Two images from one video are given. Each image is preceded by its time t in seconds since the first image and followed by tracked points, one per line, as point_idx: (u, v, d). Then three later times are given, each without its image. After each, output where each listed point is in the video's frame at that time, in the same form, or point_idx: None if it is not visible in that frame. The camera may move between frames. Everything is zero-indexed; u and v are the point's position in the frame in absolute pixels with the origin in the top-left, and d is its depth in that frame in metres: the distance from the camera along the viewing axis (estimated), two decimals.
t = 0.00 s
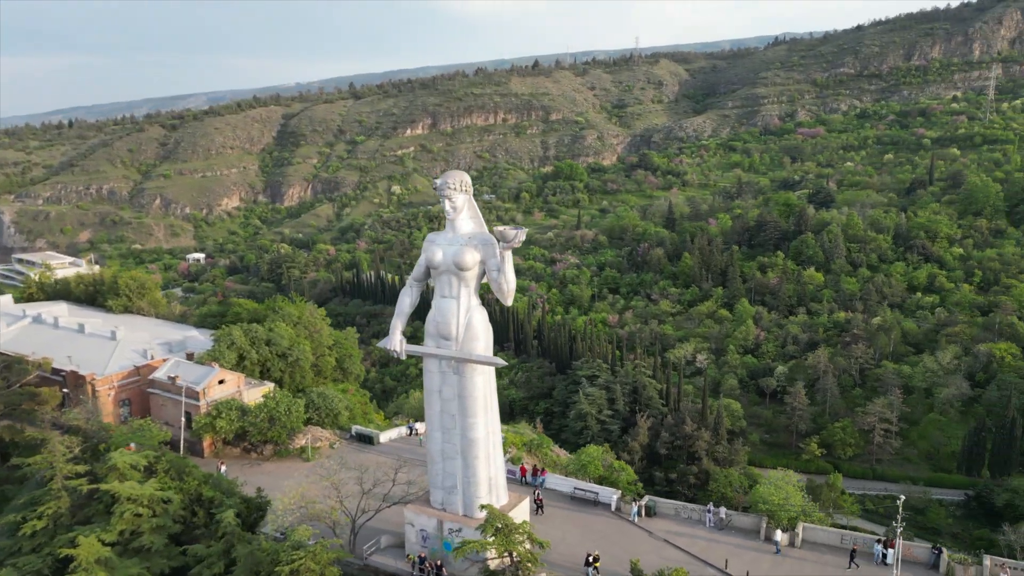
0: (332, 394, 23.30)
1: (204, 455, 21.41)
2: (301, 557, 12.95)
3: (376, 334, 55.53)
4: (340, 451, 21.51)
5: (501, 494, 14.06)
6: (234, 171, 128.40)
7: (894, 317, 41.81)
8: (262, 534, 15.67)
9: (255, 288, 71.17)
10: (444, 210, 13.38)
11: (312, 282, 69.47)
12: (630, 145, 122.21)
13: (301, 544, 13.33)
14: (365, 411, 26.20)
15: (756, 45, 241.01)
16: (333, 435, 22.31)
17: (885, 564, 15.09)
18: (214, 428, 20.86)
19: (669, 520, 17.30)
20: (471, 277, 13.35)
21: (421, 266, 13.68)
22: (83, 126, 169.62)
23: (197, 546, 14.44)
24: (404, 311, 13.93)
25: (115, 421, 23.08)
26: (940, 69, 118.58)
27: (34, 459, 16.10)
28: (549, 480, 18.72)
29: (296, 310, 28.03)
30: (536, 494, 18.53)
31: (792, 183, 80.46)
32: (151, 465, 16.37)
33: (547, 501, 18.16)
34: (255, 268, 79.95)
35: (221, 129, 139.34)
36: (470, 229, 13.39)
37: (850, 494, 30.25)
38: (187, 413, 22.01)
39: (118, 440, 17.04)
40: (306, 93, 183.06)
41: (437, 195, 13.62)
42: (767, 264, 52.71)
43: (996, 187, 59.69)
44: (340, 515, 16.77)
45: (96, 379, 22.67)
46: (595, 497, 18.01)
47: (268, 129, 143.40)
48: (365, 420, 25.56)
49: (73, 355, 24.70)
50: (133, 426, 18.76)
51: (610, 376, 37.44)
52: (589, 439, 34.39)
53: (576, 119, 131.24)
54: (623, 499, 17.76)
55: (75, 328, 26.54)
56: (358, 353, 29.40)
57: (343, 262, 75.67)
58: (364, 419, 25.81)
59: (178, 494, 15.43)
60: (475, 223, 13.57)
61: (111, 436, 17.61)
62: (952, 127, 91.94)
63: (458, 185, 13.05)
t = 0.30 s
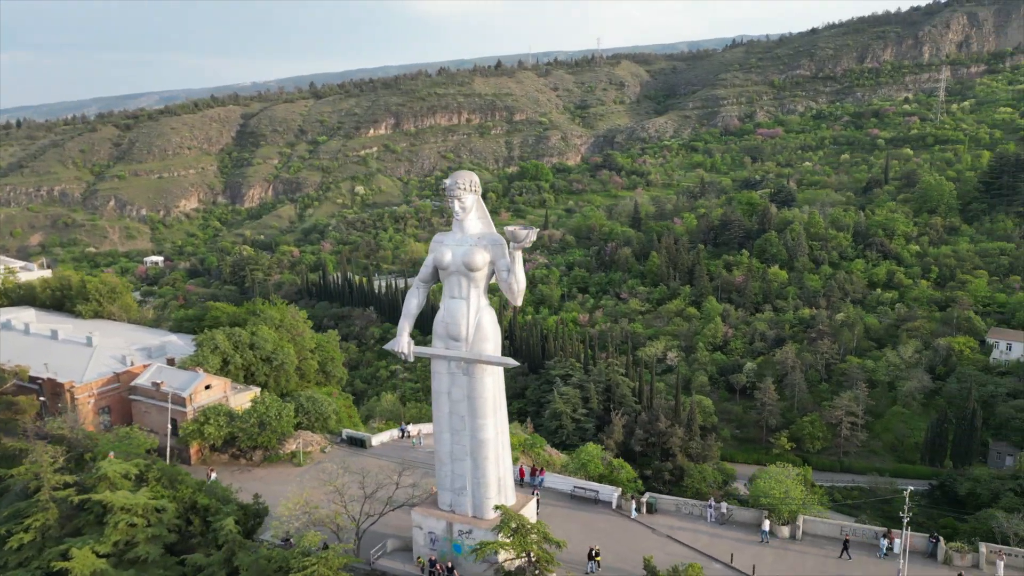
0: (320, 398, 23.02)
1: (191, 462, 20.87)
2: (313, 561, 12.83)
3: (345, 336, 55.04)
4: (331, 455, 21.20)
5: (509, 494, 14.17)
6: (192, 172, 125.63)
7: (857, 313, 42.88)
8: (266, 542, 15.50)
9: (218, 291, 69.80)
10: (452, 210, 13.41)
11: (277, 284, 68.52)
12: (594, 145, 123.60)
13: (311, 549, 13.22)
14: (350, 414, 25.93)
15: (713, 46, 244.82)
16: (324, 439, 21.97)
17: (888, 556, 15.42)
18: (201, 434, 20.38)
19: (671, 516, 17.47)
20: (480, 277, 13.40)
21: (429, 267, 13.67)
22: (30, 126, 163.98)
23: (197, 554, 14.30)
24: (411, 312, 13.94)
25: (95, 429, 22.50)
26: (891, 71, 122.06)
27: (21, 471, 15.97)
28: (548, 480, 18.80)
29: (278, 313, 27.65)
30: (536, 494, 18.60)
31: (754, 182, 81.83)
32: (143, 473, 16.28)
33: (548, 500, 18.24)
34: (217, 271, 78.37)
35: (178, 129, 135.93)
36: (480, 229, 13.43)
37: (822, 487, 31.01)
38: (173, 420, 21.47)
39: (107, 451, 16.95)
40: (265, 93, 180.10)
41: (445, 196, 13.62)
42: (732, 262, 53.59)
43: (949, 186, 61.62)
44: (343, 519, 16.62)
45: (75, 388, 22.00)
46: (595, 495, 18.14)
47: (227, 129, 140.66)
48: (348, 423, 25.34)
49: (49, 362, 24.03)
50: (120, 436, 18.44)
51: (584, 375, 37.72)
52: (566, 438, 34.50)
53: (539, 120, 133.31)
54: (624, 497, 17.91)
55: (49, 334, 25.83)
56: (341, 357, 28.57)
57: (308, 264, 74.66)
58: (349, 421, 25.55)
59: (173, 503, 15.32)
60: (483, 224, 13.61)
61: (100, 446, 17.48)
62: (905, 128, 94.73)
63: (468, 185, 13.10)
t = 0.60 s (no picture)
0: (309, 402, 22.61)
1: (178, 471, 20.46)
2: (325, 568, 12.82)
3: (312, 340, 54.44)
4: (323, 460, 20.93)
5: (516, 495, 14.27)
6: (147, 173, 122.45)
7: (820, 310, 43.91)
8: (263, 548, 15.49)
9: (178, 296, 68.27)
10: (460, 211, 13.56)
11: (239, 288, 67.29)
12: (557, 146, 124.92)
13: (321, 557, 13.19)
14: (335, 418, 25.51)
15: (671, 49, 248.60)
16: (314, 444, 21.66)
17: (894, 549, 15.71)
18: (188, 442, 20.03)
19: (672, 513, 17.62)
20: (489, 278, 13.48)
21: (437, 268, 13.71)
22: None
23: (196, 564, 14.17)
24: (418, 314, 13.98)
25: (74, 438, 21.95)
26: (844, 74, 125.26)
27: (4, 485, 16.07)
28: (548, 480, 18.83)
29: (258, 318, 27.20)
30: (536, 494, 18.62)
31: (715, 182, 83.00)
32: (134, 483, 16.15)
33: (548, 501, 18.28)
34: (176, 275, 76.56)
35: (131, 129, 131.99)
36: (487, 230, 13.60)
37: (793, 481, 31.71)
38: (158, 428, 21.11)
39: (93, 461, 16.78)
40: (221, 92, 176.58)
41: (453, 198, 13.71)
42: (698, 261, 54.31)
43: (903, 186, 63.48)
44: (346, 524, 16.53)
45: (52, 396, 21.55)
46: (596, 494, 18.22)
47: (182, 129, 137.47)
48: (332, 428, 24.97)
49: (23, 371, 23.42)
50: (103, 442, 18.17)
51: (557, 374, 37.82)
52: (540, 438, 34.52)
53: (502, 120, 134.39)
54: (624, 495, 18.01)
55: (21, 343, 25.18)
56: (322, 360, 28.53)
57: (271, 267, 73.47)
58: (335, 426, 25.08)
59: (166, 513, 15.18)
60: (491, 225, 13.72)
61: (89, 455, 17.28)
62: (858, 129, 97.28)
63: (477, 186, 13.27)
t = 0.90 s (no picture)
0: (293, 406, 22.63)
1: (159, 480, 20.02)
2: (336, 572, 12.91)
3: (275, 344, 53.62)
4: (310, 465, 21.05)
5: (521, 497, 14.51)
6: (95, 174, 118.56)
7: (781, 306, 44.90)
8: (258, 560, 15.42)
9: (131, 300, 66.35)
10: (466, 211, 13.63)
11: (196, 291, 65.73)
12: (516, 147, 126.02)
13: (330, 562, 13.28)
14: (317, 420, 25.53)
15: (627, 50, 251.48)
16: (300, 449, 21.73)
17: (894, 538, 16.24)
18: (171, 450, 19.64)
19: (669, 509, 17.90)
20: (496, 278, 13.65)
21: (442, 268, 13.78)
22: None
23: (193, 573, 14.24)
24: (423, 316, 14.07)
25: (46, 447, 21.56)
26: (795, 76, 128.44)
27: None
28: (543, 479, 19.01)
29: (235, 323, 27.35)
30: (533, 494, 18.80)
31: (674, 182, 84.13)
32: (120, 495, 16.10)
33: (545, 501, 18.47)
34: (129, 279, 74.43)
35: (77, 129, 127.56)
36: (492, 229, 13.72)
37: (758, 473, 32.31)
38: (138, 437, 20.87)
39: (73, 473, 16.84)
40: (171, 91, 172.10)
41: (457, 197, 13.80)
42: (660, 260, 54.99)
43: (856, 185, 65.33)
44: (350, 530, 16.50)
45: (26, 405, 21.19)
46: (591, 492, 18.44)
47: (132, 129, 133.51)
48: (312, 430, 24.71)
49: None
50: (84, 451, 18.27)
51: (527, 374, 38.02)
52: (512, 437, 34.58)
53: (461, 120, 134.60)
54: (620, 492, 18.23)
55: None
56: (300, 364, 27.81)
57: (229, 270, 71.91)
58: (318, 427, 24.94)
59: (157, 523, 15.14)
60: (496, 224, 13.88)
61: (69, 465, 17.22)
62: (810, 130, 99.75)
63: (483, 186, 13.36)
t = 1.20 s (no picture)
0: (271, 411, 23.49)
1: (137, 491, 20.51)
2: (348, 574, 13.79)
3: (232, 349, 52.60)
4: (293, 471, 21.68)
5: (521, 495, 15.29)
6: (34, 176, 113.81)
7: (739, 303, 45.87)
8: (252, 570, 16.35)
9: (78, 306, 64.05)
10: (468, 211, 14.32)
11: (148, 296, 63.89)
12: (473, 147, 126.46)
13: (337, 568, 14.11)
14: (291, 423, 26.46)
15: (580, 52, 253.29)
16: (282, 455, 22.33)
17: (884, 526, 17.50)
18: (150, 460, 20.18)
19: (661, 504, 18.97)
20: (498, 278, 14.40)
21: (446, 269, 14.49)
22: None
23: None
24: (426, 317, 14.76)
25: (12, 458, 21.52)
26: (744, 78, 131.29)
27: None
28: (535, 479, 19.92)
29: (207, 329, 28.32)
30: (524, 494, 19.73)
31: (631, 182, 85.01)
32: (106, 509, 17.10)
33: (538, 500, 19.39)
34: (75, 285, 71.78)
35: (14, 129, 122.25)
36: (493, 231, 14.47)
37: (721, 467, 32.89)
38: (115, 447, 21.03)
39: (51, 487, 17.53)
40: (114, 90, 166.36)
41: (459, 200, 14.53)
42: (621, 259, 55.58)
43: (807, 184, 67.09)
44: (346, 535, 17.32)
45: None
46: (584, 490, 19.40)
47: (73, 130, 128.55)
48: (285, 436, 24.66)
49: None
50: (58, 463, 18.63)
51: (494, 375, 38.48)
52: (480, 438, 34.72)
53: (416, 121, 133.85)
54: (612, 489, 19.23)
55: None
56: (271, 370, 28.89)
57: (182, 274, 70.04)
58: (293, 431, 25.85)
59: (144, 535, 16.25)
60: (497, 226, 14.63)
61: (50, 480, 17.88)
62: (760, 131, 101.99)
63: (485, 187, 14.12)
